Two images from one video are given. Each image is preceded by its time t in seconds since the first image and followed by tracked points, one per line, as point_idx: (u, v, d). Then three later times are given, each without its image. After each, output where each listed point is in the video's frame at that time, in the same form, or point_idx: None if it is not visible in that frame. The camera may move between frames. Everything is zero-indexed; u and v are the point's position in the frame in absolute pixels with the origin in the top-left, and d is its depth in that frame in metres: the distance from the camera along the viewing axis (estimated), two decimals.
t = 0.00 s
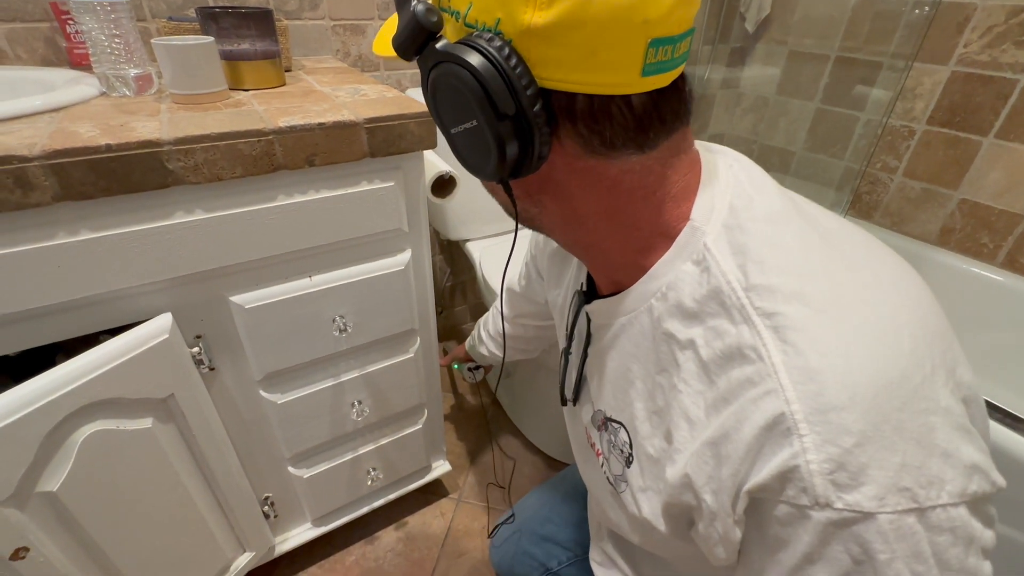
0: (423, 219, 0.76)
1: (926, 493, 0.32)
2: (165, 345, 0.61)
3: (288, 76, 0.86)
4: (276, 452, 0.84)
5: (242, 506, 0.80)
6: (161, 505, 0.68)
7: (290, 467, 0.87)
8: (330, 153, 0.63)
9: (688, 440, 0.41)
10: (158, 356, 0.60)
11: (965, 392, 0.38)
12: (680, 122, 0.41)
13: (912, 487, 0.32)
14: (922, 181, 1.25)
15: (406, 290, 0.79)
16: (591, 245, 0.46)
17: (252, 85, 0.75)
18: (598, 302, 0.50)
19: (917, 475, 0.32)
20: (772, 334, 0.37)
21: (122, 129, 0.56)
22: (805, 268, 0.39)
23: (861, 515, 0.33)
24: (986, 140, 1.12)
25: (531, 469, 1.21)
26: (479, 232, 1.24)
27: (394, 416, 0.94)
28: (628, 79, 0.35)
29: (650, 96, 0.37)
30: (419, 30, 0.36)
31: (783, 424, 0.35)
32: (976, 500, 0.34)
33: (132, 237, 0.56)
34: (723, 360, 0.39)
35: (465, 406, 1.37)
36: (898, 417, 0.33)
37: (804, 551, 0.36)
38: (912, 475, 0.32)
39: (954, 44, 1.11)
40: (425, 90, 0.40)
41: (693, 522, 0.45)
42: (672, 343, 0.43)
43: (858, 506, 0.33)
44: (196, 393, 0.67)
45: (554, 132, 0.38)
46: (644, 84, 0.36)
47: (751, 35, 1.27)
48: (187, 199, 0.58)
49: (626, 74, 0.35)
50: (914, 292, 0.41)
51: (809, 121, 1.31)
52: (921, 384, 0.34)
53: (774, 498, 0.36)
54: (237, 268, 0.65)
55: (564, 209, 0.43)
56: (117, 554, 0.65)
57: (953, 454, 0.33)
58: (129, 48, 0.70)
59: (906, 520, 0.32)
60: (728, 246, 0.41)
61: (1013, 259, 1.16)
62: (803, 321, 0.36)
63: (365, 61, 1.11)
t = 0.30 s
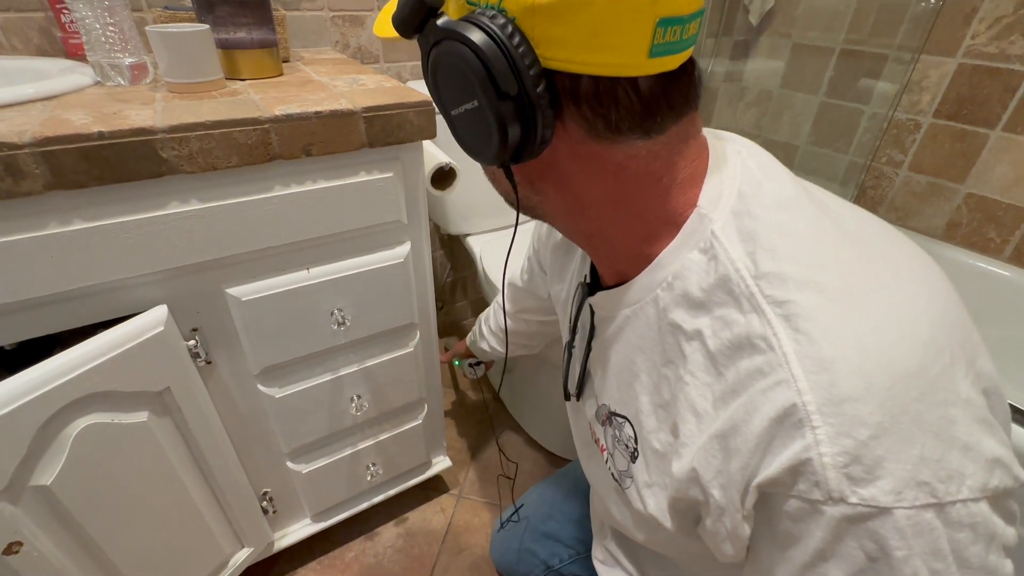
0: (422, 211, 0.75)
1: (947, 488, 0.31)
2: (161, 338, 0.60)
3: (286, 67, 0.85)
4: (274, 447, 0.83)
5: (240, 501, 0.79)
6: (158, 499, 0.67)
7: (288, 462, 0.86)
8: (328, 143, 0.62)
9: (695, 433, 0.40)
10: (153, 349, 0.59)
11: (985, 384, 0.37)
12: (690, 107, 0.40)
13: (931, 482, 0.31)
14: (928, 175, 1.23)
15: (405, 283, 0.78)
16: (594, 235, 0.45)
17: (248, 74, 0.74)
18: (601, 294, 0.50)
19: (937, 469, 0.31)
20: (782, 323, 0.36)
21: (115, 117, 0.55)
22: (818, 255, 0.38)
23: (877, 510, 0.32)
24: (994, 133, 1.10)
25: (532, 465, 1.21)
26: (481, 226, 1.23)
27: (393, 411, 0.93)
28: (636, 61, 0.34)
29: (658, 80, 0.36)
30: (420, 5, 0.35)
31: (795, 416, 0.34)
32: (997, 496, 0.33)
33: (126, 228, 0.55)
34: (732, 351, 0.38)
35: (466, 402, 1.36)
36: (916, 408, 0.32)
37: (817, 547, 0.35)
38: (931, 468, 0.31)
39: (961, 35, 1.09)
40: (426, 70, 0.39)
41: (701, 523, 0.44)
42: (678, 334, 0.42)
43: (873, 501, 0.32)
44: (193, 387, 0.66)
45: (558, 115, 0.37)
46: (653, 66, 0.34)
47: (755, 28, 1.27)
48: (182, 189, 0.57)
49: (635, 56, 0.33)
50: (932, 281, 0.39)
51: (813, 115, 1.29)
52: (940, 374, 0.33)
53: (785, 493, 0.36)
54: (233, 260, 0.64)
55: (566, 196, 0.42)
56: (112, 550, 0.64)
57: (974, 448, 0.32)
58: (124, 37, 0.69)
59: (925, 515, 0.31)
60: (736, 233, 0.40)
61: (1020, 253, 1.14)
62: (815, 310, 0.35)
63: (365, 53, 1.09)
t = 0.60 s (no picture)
0: (425, 206, 0.74)
1: (1013, 531, 0.30)
2: (159, 336, 0.59)
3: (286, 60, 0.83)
4: (275, 445, 0.82)
5: (240, 500, 0.78)
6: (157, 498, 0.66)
7: (289, 461, 0.86)
8: (327, 136, 0.61)
9: (727, 446, 0.40)
10: (151, 346, 0.58)
11: None
12: (737, 90, 0.37)
13: (996, 524, 0.30)
14: (936, 171, 1.22)
15: (407, 279, 0.77)
16: (626, 225, 0.44)
17: (247, 67, 0.72)
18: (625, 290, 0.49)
19: (1004, 510, 0.31)
20: (837, 340, 0.34)
21: (111, 110, 0.54)
22: (877, 268, 0.37)
23: (934, 551, 0.31)
24: (1004, 128, 1.08)
25: (535, 464, 1.20)
26: (485, 222, 1.22)
27: (395, 409, 0.92)
28: (683, 35, 0.31)
29: (704, 57, 0.34)
30: None
31: (849, 444, 0.32)
32: None
33: (122, 223, 0.54)
34: (774, 365, 0.37)
35: (468, 400, 1.35)
36: (984, 445, 0.31)
37: None
38: (997, 510, 0.30)
39: (972, 28, 1.07)
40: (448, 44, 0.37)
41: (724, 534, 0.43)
42: (714, 340, 0.41)
43: (931, 541, 0.31)
44: (191, 384, 0.65)
45: (594, 94, 0.35)
46: (700, 41, 0.32)
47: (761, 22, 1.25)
48: (179, 184, 0.56)
49: (682, 29, 0.31)
50: (994, 297, 0.38)
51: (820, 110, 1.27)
52: (1013, 406, 0.32)
53: (831, 524, 0.35)
54: (231, 257, 0.63)
55: (598, 184, 0.41)
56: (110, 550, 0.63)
57: None
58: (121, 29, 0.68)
59: (987, 559, 0.30)
60: (786, 236, 0.38)
61: None
62: (875, 330, 0.34)
63: (367, 47, 1.08)
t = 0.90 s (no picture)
0: (429, 207, 0.74)
1: None
2: (166, 337, 0.59)
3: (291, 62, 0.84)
4: (280, 444, 0.83)
5: (245, 498, 0.79)
6: (164, 496, 0.67)
7: (294, 461, 0.86)
8: (332, 138, 0.61)
9: (769, 462, 0.39)
10: (158, 346, 0.59)
11: None
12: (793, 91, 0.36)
13: None
14: (942, 171, 1.21)
15: (411, 280, 0.77)
16: (664, 229, 0.43)
17: (252, 68, 0.73)
18: (655, 295, 0.49)
19: None
20: (901, 359, 0.34)
21: (117, 111, 0.54)
22: (938, 285, 0.36)
23: None
24: (1010, 128, 1.07)
25: (539, 463, 1.20)
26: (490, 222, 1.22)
27: (399, 409, 0.92)
28: (749, 32, 0.30)
29: (766, 56, 0.32)
30: None
31: (915, 470, 0.32)
32: None
33: (127, 223, 0.54)
34: (826, 382, 0.36)
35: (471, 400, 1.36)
36: None
37: None
38: None
39: (979, 27, 1.06)
40: (491, 34, 0.37)
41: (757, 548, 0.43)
42: (756, 352, 0.41)
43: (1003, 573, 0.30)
44: (197, 384, 0.66)
45: (646, 94, 0.34)
46: (765, 39, 0.31)
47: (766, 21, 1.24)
48: (184, 185, 0.56)
49: (748, 25, 0.30)
50: None
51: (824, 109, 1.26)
52: None
53: (890, 549, 0.34)
54: (235, 258, 0.63)
55: (640, 186, 0.40)
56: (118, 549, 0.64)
57: None
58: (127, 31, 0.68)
59: None
60: (841, 248, 0.38)
61: None
62: (940, 350, 0.33)
63: (370, 47, 1.08)
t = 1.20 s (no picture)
0: (434, 203, 0.74)
1: None
2: (175, 331, 0.60)
3: (298, 59, 0.84)
4: (286, 438, 0.84)
5: (252, 492, 0.80)
6: (174, 489, 0.68)
7: (301, 454, 0.87)
8: (339, 134, 0.61)
9: (773, 458, 0.39)
10: (167, 341, 0.60)
11: None
12: (811, 86, 0.36)
13: None
14: (948, 167, 1.21)
15: (417, 275, 0.78)
16: (676, 222, 0.43)
17: (260, 65, 0.73)
18: (659, 287, 0.50)
19: None
20: (911, 355, 0.34)
21: (128, 108, 0.55)
22: (949, 281, 0.37)
23: None
24: (1018, 124, 1.07)
25: (543, 459, 1.20)
26: (495, 219, 1.23)
27: (405, 404, 0.93)
28: (770, 24, 0.30)
29: (786, 48, 0.33)
30: None
31: (922, 467, 0.32)
32: None
33: (137, 219, 0.55)
34: (833, 378, 0.37)
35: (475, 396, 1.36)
36: None
37: None
38: None
39: (987, 22, 1.05)
40: (510, 22, 0.37)
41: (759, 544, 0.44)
42: (762, 346, 0.41)
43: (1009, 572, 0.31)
44: (205, 379, 0.66)
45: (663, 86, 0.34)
46: (786, 30, 0.31)
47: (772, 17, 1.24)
48: (193, 181, 0.57)
49: (769, 17, 0.30)
50: None
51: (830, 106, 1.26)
52: None
53: (894, 547, 0.35)
54: (243, 253, 0.64)
55: (654, 178, 0.40)
56: (129, 540, 0.65)
57: None
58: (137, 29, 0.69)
59: None
60: (851, 243, 0.38)
61: None
62: (950, 347, 0.34)
63: (376, 44, 1.09)
